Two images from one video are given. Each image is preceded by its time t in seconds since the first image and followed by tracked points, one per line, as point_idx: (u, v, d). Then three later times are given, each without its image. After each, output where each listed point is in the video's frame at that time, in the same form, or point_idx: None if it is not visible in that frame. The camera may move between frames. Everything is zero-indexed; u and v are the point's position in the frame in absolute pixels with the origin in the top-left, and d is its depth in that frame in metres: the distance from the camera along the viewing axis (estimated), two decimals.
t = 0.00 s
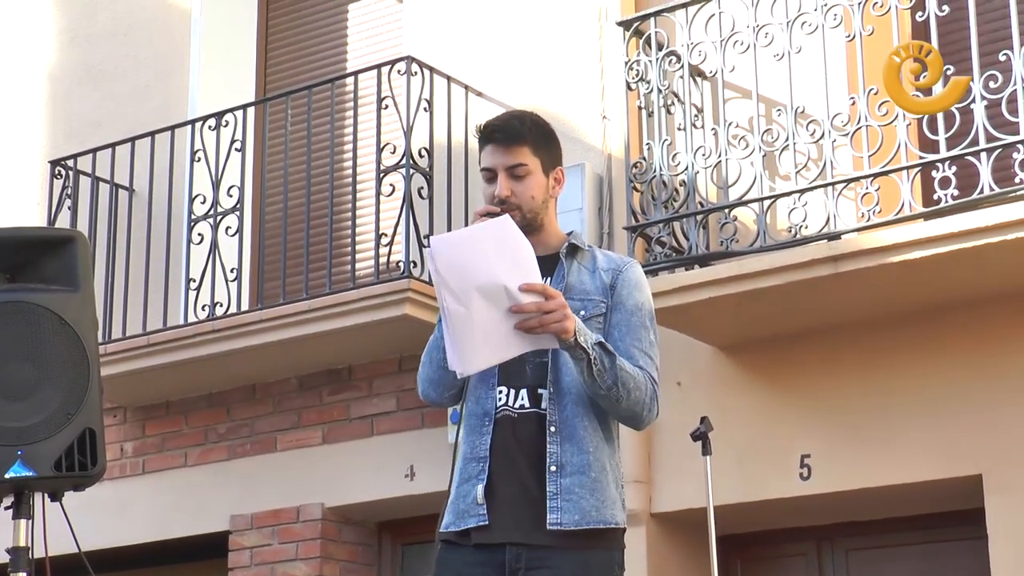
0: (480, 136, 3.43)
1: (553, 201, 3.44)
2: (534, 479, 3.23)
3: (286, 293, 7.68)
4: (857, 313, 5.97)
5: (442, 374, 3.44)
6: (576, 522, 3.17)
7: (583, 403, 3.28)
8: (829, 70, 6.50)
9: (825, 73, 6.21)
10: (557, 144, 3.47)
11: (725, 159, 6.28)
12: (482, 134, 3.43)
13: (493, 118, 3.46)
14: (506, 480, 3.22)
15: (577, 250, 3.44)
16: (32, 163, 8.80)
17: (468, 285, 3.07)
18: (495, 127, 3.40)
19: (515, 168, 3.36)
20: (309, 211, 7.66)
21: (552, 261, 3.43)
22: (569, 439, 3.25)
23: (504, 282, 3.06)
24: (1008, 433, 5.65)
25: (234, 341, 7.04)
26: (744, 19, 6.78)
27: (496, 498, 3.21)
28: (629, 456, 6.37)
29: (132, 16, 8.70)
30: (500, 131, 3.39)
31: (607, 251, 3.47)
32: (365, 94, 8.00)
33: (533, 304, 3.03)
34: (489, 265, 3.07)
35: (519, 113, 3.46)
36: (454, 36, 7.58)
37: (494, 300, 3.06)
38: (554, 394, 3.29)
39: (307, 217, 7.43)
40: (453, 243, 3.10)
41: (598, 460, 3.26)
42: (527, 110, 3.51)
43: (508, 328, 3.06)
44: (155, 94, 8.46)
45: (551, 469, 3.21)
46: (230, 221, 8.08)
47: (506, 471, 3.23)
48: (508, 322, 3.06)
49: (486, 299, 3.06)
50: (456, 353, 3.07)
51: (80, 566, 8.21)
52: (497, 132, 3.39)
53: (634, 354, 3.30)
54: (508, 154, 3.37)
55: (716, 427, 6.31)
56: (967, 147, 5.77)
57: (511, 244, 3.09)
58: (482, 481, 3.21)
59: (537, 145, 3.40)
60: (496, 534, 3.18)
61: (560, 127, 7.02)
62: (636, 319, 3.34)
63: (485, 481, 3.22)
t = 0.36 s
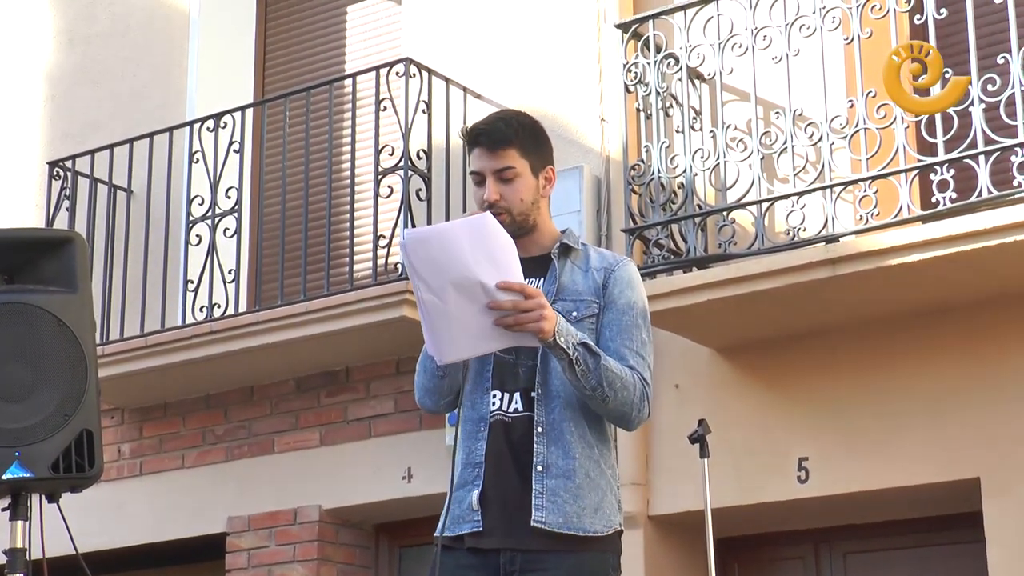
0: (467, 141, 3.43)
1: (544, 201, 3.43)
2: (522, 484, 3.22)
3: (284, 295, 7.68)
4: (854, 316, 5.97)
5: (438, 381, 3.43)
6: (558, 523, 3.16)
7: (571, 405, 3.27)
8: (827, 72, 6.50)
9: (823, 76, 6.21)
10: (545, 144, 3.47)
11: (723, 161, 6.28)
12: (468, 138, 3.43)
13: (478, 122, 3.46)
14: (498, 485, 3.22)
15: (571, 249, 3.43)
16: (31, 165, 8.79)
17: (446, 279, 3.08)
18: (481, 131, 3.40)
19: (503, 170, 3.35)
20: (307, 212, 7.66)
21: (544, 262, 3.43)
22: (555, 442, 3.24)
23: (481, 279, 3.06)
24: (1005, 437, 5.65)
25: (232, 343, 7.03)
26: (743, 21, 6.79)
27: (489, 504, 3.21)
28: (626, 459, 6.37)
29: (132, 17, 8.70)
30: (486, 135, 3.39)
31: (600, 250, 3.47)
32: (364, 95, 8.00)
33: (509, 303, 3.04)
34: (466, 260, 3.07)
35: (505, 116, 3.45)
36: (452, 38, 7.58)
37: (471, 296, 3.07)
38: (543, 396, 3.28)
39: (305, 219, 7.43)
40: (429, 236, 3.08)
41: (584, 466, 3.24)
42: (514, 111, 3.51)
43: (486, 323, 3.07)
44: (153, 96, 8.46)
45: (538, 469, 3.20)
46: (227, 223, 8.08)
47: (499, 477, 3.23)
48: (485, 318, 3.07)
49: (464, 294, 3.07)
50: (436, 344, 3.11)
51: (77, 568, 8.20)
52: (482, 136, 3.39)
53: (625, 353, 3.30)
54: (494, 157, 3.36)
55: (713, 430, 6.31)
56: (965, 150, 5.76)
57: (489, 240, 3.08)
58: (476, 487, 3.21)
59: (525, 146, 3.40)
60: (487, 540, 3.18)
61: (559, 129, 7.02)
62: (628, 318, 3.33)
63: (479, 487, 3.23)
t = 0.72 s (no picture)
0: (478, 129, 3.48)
1: (548, 196, 3.43)
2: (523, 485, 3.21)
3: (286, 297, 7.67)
4: (857, 318, 5.97)
5: (435, 378, 3.36)
6: (545, 536, 3.15)
7: (567, 411, 3.26)
8: (830, 74, 6.50)
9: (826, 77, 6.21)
10: (556, 143, 3.50)
11: (726, 163, 6.28)
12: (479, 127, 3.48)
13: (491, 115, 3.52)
14: (500, 486, 3.22)
15: (573, 248, 3.43)
16: (33, 167, 8.80)
17: (453, 275, 2.99)
18: (491, 117, 3.45)
19: (508, 151, 3.38)
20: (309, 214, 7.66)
21: (546, 259, 3.42)
22: (548, 449, 3.24)
23: (490, 276, 2.98)
24: (1008, 439, 5.64)
25: (235, 345, 7.03)
26: (746, 23, 6.79)
27: (490, 505, 3.21)
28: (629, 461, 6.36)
29: (134, 19, 8.70)
30: (495, 119, 3.43)
31: (602, 250, 3.46)
32: (366, 98, 8.00)
33: (518, 302, 2.97)
34: (475, 256, 2.99)
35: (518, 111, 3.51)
36: (455, 40, 7.58)
37: (478, 292, 3.00)
38: (541, 400, 3.28)
39: (307, 221, 7.43)
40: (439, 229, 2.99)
41: (576, 473, 3.23)
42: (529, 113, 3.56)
43: (491, 321, 3.01)
44: (155, 98, 8.46)
45: (527, 479, 3.21)
46: (230, 224, 8.08)
47: (500, 478, 3.23)
48: (491, 315, 3.01)
49: (471, 290, 3.00)
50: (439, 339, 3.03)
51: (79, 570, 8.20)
52: (492, 120, 3.44)
53: (627, 356, 3.29)
54: (502, 140, 3.39)
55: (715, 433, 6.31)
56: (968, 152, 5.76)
57: (499, 236, 3.00)
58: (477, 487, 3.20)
59: (533, 135, 3.43)
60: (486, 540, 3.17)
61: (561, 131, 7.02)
62: (631, 320, 3.32)
63: (480, 487, 3.22)
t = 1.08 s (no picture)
0: (489, 131, 3.45)
1: (557, 200, 3.42)
2: (523, 480, 3.21)
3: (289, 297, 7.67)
4: (861, 319, 5.96)
5: (438, 365, 3.43)
6: (549, 529, 3.15)
7: (572, 407, 3.26)
8: (833, 73, 6.49)
9: (829, 77, 6.21)
10: (567, 147, 3.48)
11: (729, 164, 6.27)
12: (490, 129, 3.45)
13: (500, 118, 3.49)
14: (498, 480, 3.22)
15: (579, 248, 3.43)
16: (36, 167, 8.80)
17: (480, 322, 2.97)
18: (501, 121, 3.42)
19: (520, 159, 3.35)
20: (312, 214, 7.65)
21: (553, 260, 3.43)
22: (552, 444, 3.23)
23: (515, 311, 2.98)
24: (1012, 440, 5.63)
25: (237, 345, 7.03)
26: (749, 24, 6.78)
27: (487, 499, 3.21)
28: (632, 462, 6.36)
29: (137, 19, 8.70)
30: (506, 124, 3.40)
31: (608, 250, 3.46)
32: (369, 98, 8.00)
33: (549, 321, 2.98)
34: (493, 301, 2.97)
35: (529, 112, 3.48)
36: (458, 40, 7.57)
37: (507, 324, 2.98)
38: (545, 396, 3.27)
39: (310, 221, 7.43)
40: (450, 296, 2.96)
41: (580, 468, 3.23)
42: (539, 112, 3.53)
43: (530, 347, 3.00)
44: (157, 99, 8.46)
45: (532, 473, 3.20)
46: (233, 225, 8.08)
47: (499, 473, 3.23)
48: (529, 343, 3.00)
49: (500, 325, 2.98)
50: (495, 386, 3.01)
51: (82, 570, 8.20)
52: (503, 125, 3.40)
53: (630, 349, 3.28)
54: (513, 146, 3.37)
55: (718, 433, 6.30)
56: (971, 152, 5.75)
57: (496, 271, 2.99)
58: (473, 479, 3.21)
59: (544, 140, 3.41)
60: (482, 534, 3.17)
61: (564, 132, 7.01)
62: (636, 315, 3.31)
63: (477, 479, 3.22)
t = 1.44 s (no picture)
0: (483, 135, 3.42)
1: (556, 200, 3.42)
2: (530, 485, 3.21)
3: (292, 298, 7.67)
4: (864, 321, 5.95)
5: (446, 379, 3.39)
6: (558, 534, 3.14)
7: (578, 409, 3.26)
8: (836, 74, 6.48)
9: (832, 79, 6.21)
10: (560, 143, 3.46)
11: (732, 165, 6.27)
12: (483, 133, 3.42)
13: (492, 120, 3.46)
14: (508, 485, 3.21)
15: (582, 250, 3.42)
16: (39, 168, 8.80)
17: (468, 288, 3.00)
18: (495, 126, 3.40)
19: (516, 165, 3.33)
20: (315, 215, 7.66)
21: (556, 261, 3.42)
22: (559, 448, 3.23)
23: (506, 283, 2.97)
24: (1014, 441, 5.63)
25: (240, 346, 7.03)
26: (752, 25, 6.78)
27: (498, 505, 3.20)
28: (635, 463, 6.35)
29: (140, 20, 8.70)
30: (499, 130, 3.38)
31: (611, 251, 3.46)
32: (372, 99, 8.01)
33: (536, 303, 2.96)
34: (490, 268, 2.98)
35: (520, 112, 3.45)
36: (460, 41, 7.57)
37: (496, 299, 2.98)
38: (551, 399, 3.27)
39: (313, 221, 7.43)
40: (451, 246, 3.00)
41: (588, 471, 3.23)
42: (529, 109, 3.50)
43: (513, 326, 2.99)
44: (160, 101, 8.46)
45: (539, 478, 3.21)
46: (236, 225, 8.08)
47: (508, 479, 3.22)
48: (512, 322, 2.99)
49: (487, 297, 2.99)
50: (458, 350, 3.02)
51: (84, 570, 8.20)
52: (496, 131, 3.38)
53: (633, 354, 3.28)
54: (507, 152, 3.34)
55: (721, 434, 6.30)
56: (974, 154, 5.74)
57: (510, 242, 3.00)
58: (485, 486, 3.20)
59: (538, 142, 3.38)
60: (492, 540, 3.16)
61: (567, 132, 7.02)
62: (638, 318, 3.32)
63: (488, 486, 3.21)
